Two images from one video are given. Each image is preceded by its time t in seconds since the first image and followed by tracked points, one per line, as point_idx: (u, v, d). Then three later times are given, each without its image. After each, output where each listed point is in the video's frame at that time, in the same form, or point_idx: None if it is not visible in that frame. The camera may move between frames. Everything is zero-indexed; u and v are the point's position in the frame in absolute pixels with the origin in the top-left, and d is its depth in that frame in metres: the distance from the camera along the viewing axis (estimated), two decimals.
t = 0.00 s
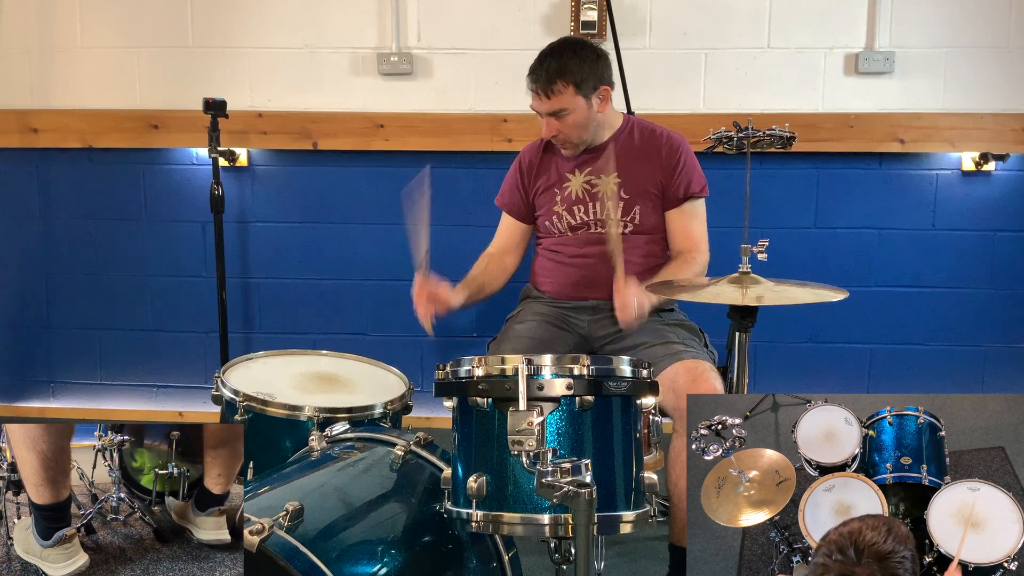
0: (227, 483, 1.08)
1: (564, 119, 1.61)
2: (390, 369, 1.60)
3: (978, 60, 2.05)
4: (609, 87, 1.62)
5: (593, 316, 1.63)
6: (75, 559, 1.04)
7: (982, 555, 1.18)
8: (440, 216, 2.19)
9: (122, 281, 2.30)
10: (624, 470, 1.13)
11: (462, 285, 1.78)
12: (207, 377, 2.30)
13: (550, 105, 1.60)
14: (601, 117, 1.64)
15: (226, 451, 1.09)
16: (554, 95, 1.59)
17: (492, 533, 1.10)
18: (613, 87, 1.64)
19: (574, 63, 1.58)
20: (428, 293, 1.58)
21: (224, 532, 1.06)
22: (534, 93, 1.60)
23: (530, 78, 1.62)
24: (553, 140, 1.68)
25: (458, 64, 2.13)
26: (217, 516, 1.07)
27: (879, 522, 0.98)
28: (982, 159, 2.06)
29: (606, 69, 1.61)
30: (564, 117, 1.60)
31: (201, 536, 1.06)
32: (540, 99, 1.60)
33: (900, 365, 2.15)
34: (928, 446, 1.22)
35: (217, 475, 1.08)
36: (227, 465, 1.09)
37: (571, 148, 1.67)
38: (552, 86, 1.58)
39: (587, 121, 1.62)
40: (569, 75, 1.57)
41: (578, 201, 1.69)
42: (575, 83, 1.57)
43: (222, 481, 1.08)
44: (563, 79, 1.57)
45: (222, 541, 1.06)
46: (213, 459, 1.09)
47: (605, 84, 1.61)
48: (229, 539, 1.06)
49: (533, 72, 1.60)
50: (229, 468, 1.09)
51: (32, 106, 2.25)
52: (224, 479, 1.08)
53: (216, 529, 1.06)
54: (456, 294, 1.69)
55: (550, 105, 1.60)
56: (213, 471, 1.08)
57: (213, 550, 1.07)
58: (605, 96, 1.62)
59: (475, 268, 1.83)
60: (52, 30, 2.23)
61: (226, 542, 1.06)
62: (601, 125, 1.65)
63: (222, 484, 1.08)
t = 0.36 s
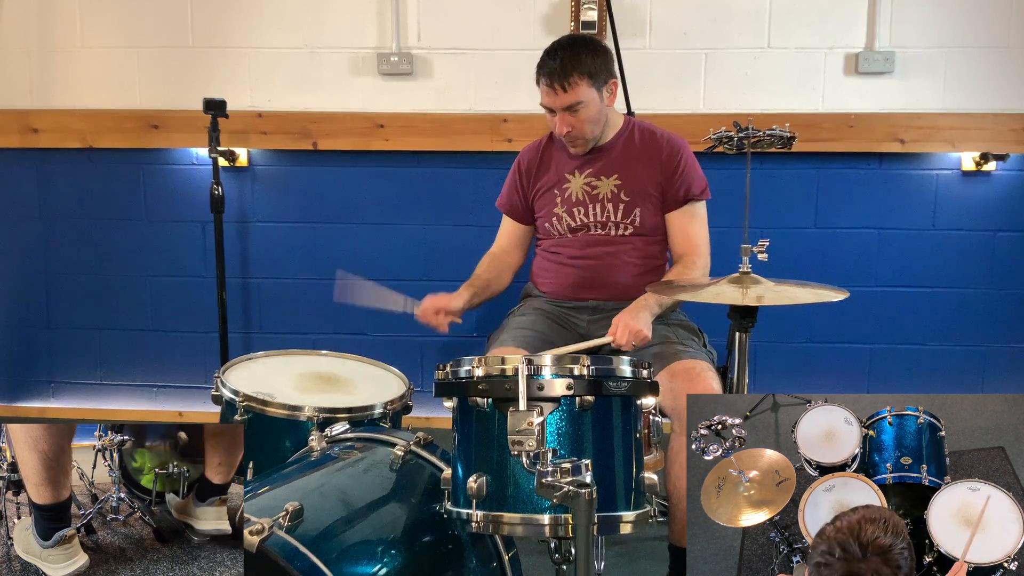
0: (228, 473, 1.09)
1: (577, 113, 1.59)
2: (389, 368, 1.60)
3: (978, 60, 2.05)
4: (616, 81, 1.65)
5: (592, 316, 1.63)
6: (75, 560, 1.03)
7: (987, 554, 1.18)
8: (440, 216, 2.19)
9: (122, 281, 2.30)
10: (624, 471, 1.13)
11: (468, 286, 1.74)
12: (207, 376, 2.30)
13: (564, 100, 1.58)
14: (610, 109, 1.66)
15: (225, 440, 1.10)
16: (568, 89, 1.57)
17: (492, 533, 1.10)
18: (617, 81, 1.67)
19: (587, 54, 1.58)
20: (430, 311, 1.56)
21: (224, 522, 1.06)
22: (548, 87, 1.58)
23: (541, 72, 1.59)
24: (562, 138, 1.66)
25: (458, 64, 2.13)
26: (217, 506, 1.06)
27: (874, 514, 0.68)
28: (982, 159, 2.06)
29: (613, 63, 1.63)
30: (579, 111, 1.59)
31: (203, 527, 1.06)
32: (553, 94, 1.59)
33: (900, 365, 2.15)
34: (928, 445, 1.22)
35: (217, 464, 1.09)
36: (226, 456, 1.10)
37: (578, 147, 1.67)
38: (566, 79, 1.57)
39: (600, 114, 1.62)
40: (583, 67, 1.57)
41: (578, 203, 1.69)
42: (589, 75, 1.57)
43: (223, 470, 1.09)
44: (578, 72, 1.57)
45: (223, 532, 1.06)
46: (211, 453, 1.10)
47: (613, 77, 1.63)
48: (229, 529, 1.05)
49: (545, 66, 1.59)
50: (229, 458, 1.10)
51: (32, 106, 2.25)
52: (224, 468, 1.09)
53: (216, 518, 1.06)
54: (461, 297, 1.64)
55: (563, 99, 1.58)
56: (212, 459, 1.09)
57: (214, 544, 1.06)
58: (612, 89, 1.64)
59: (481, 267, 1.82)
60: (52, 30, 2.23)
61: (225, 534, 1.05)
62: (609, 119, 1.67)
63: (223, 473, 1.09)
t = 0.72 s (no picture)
0: (226, 483, 1.07)
1: (581, 116, 1.60)
2: (390, 369, 1.60)
3: (981, 60, 2.04)
4: (622, 85, 1.62)
5: (592, 316, 1.63)
6: (75, 559, 1.04)
7: (985, 555, 1.18)
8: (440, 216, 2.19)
9: (122, 282, 2.30)
10: (624, 471, 1.13)
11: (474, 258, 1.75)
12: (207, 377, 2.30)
13: (568, 103, 1.59)
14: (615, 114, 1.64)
15: (225, 450, 1.08)
16: (573, 91, 1.57)
17: (491, 533, 1.10)
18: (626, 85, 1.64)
19: (594, 58, 1.55)
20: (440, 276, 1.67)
21: (224, 532, 1.06)
22: (552, 88, 1.58)
23: (547, 72, 1.59)
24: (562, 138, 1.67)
25: (458, 65, 2.14)
26: (217, 516, 1.06)
27: (857, 512, 1.14)
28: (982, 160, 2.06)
29: (620, 67, 1.61)
30: (582, 114, 1.60)
31: (201, 536, 1.06)
32: (558, 93, 1.59)
33: (900, 365, 2.15)
34: (928, 445, 1.22)
35: (217, 474, 1.08)
36: (226, 464, 1.08)
37: (580, 147, 1.67)
38: (570, 81, 1.56)
39: (601, 119, 1.62)
40: (589, 72, 1.56)
41: (575, 201, 1.69)
42: (595, 80, 1.56)
43: (222, 481, 1.07)
44: (584, 76, 1.56)
45: (222, 542, 1.06)
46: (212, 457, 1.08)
47: (621, 83, 1.61)
48: (229, 540, 1.05)
49: (551, 65, 1.58)
50: (229, 467, 1.08)
51: (32, 106, 2.25)
52: (224, 479, 1.07)
53: (216, 528, 1.06)
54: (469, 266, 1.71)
55: (568, 100, 1.59)
56: (212, 471, 1.08)
57: (212, 550, 1.06)
58: (619, 93, 1.62)
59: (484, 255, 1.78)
60: (52, 30, 2.22)
61: (226, 542, 1.06)
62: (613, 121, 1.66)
63: (222, 483, 1.07)
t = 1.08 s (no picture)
0: (228, 485, 1.08)
1: (559, 123, 1.60)
2: (390, 368, 1.60)
3: (979, 60, 2.05)
4: (604, 91, 1.62)
5: (592, 316, 1.63)
6: (75, 560, 1.03)
7: (981, 555, 1.17)
8: (440, 216, 2.19)
9: (122, 281, 2.30)
10: (624, 471, 1.13)
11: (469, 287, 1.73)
12: (207, 376, 2.31)
13: (545, 112, 1.59)
14: (598, 120, 1.64)
15: (226, 453, 1.11)
16: (547, 101, 1.58)
17: (492, 533, 1.10)
18: (608, 90, 1.64)
19: (566, 67, 1.58)
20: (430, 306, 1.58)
21: (224, 535, 1.06)
22: (529, 99, 1.60)
23: (524, 83, 1.62)
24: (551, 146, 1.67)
25: (457, 64, 2.13)
26: (218, 519, 1.07)
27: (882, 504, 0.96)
28: (982, 159, 2.06)
29: (598, 72, 1.61)
30: (560, 122, 1.59)
31: (201, 539, 1.06)
32: (535, 105, 1.60)
33: (899, 365, 2.15)
34: (928, 445, 1.22)
35: (218, 476, 1.09)
36: (228, 466, 1.10)
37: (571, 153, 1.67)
38: (543, 92, 1.58)
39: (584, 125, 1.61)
40: (561, 80, 1.57)
41: (577, 206, 1.69)
42: (567, 88, 1.57)
43: (224, 483, 1.09)
44: (556, 85, 1.57)
45: (223, 544, 1.06)
46: (214, 460, 1.10)
47: (600, 87, 1.61)
48: (229, 542, 1.06)
49: (527, 78, 1.61)
50: (230, 469, 1.10)
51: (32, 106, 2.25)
52: (225, 481, 1.09)
53: (216, 531, 1.06)
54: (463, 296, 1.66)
55: (544, 110, 1.59)
56: (213, 472, 1.09)
57: (213, 551, 1.06)
58: (600, 99, 1.61)
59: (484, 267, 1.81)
60: (52, 30, 2.22)
61: (226, 544, 1.06)
62: (598, 127, 1.65)
63: (223, 485, 1.09)
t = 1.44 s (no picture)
0: (227, 487, 1.08)
1: (560, 117, 1.60)
2: (390, 369, 1.60)
3: (979, 60, 2.06)
4: (606, 88, 1.62)
5: (594, 317, 1.63)
6: (74, 559, 1.03)
7: (981, 555, 1.17)
8: (440, 216, 2.19)
9: (122, 281, 2.30)
10: (624, 470, 1.13)
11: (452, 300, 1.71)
12: (207, 376, 2.31)
13: (546, 105, 1.60)
14: (600, 116, 1.63)
15: (225, 456, 1.10)
16: (549, 94, 1.59)
17: (492, 533, 1.10)
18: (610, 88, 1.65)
19: (569, 61, 1.59)
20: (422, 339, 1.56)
21: (224, 537, 1.06)
22: (531, 93, 1.61)
23: (526, 78, 1.63)
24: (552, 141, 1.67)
25: (457, 64, 2.13)
26: (216, 523, 1.06)
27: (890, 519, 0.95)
28: (982, 159, 2.06)
29: (600, 69, 1.62)
30: (561, 116, 1.59)
31: (199, 540, 1.06)
32: (537, 99, 1.61)
33: (899, 365, 2.15)
34: (928, 446, 1.22)
35: (218, 480, 1.09)
36: (227, 470, 1.09)
37: (570, 148, 1.67)
38: (547, 85, 1.59)
39: (584, 119, 1.60)
40: (564, 74, 1.58)
41: (579, 204, 1.69)
42: (570, 82, 1.58)
43: (223, 486, 1.08)
44: (559, 78, 1.58)
45: (220, 547, 1.06)
46: (213, 463, 1.10)
47: (602, 83, 1.61)
48: (229, 543, 1.06)
49: (530, 73, 1.62)
50: (230, 472, 1.09)
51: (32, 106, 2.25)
52: (224, 484, 1.08)
53: (214, 535, 1.06)
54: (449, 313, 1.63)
55: (546, 104, 1.60)
56: (212, 475, 1.09)
57: (212, 551, 1.06)
58: (602, 95, 1.61)
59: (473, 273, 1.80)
60: (53, 29, 2.23)
61: (224, 547, 1.06)
62: (600, 123, 1.65)
63: (222, 488, 1.08)
